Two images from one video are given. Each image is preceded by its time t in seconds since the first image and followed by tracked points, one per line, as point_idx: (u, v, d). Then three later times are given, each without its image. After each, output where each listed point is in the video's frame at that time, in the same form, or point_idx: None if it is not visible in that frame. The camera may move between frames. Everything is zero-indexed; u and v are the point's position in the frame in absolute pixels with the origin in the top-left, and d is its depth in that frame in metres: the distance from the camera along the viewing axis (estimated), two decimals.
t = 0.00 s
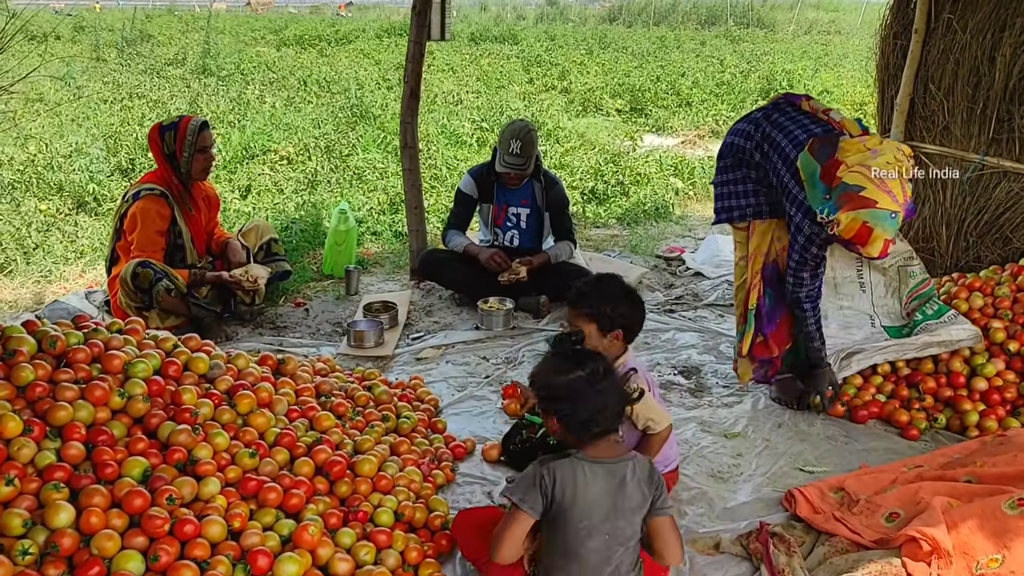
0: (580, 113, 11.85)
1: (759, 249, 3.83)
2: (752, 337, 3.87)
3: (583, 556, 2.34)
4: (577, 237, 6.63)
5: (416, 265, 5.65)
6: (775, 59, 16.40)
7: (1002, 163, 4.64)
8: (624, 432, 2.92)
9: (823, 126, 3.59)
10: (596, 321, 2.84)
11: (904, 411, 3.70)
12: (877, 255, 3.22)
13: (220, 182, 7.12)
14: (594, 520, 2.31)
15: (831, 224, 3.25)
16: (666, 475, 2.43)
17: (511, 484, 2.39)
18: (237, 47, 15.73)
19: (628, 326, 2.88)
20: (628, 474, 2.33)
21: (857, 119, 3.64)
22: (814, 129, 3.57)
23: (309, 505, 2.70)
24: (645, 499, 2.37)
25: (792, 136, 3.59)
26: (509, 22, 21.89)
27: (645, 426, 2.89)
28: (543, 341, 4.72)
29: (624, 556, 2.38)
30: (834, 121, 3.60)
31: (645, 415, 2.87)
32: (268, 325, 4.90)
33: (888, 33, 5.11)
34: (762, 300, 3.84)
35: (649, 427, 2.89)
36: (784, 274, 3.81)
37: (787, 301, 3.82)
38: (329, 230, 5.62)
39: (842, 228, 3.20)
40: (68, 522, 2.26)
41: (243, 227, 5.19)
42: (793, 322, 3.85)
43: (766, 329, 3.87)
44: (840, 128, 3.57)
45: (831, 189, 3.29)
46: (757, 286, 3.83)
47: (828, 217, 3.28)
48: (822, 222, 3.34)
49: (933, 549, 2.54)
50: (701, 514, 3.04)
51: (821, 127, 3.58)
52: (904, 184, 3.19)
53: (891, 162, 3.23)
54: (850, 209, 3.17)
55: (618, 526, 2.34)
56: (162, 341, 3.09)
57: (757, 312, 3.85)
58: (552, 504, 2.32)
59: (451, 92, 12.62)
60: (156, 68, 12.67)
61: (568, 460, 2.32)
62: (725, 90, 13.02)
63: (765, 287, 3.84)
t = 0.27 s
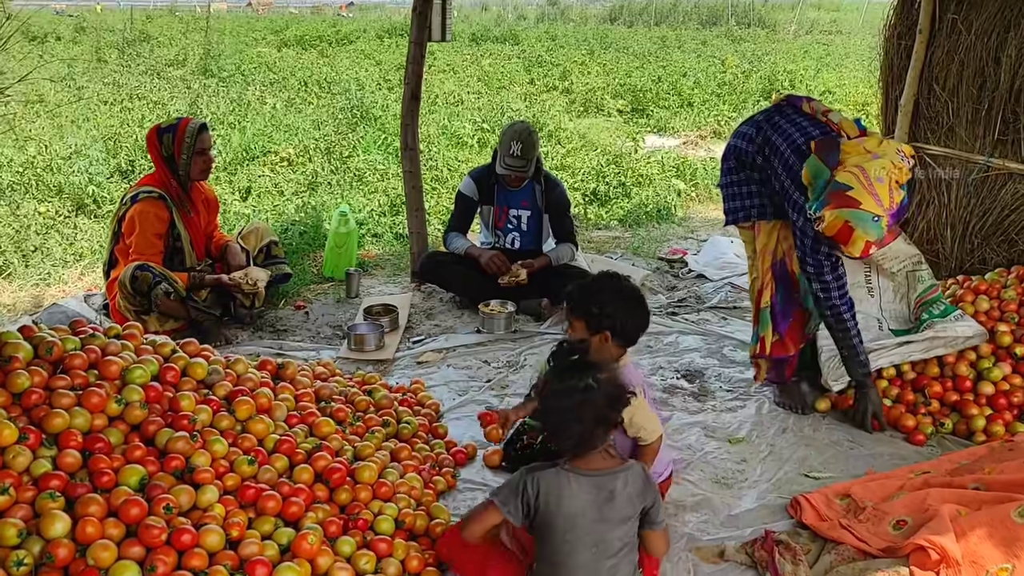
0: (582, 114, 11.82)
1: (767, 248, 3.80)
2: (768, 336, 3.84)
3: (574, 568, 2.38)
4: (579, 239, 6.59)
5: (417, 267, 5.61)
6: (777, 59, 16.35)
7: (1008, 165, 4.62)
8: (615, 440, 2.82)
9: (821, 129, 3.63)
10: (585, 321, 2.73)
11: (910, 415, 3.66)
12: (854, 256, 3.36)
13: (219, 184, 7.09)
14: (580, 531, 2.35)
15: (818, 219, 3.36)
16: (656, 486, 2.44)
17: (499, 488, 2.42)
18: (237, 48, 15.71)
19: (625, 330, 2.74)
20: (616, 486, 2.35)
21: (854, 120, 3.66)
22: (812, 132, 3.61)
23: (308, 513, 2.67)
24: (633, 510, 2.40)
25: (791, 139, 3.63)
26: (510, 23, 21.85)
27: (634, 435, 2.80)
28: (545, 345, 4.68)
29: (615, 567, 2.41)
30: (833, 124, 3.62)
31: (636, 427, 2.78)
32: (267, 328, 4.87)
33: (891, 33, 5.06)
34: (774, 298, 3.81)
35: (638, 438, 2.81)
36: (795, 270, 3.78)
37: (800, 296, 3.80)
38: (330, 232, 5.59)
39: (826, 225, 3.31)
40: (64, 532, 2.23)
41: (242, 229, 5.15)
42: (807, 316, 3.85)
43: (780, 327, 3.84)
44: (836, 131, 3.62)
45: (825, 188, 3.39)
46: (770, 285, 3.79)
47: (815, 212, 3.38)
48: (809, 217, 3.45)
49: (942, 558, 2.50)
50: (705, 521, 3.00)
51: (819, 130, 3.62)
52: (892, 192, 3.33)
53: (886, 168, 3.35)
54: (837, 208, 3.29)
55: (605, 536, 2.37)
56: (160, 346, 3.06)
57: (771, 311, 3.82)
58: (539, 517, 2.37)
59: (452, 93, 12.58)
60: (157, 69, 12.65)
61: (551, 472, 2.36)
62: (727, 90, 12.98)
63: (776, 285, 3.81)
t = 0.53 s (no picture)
0: (583, 114, 11.76)
1: (777, 245, 3.74)
2: (778, 333, 3.77)
3: None
4: (581, 240, 6.53)
5: (418, 270, 5.56)
6: (779, 59, 16.28)
7: (1017, 167, 4.56)
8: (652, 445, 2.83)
9: (826, 124, 3.57)
10: (627, 336, 2.65)
11: (919, 421, 3.60)
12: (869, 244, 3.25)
13: (219, 185, 7.04)
14: (580, 539, 2.35)
15: (828, 208, 3.28)
16: (655, 489, 2.43)
17: (498, 504, 2.45)
18: (238, 48, 15.67)
19: (664, 340, 2.67)
20: (613, 490, 2.36)
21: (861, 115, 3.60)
22: (818, 128, 3.56)
23: (307, 524, 2.62)
24: (633, 515, 2.39)
25: (797, 136, 3.59)
26: (511, 22, 21.80)
27: (672, 447, 2.80)
28: (547, 349, 4.63)
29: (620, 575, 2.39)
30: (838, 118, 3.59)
31: (676, 439, 2.79)
32: (267, 332, 4.81)
33: (897, 32, 4.99)
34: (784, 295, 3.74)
35: (675, 451, 2.80)
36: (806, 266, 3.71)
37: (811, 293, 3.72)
38: (330, 235, 5.54)
39: (836, 213, 3.23)
40: (55, 545, 2.19)
41: (243, 232, 5.09)
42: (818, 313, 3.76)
43: (789, 324, 3.76)
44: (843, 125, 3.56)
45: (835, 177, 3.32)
46: (779, 281, 3.72)
47: (825, 201, 3.31)
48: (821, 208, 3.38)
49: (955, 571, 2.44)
50: (711, 531, 2.94)
51: (825, 124, 3.58)
52: (903, 178, 3.21)
53: (896, 155, 3.25)
54: (846, 194, 3.21)
55: (606, 542, 2.36)
56: (157, 352, 3.00)
57: (781, 307, 3.74)
58: (538, 526, 2.37)
59: (453, 93, 12.52)
60: (157, 69, 12.60)
61: (546, 481, 2.37)
62: (729, 90, 12.92)
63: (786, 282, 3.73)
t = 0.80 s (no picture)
0: (585, 113, 11.70)
1: (781, 240, 3.70)
2: (775, 327, 3.76)
3: None
4: (584, 241, 6.47)
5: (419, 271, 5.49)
6: (782, 58, 16.20)
7: None
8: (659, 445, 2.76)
9: (836, 115, 3.57)
10: (654, 333, 2.59)
11: (930, 426, 3.53)
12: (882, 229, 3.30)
13: (218, 185, 6.98)
14: (587, 545, 2.29)
15: (842, 195, 3.30)
16: (666, 497, 2.37)
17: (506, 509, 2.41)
18: (239, 47, 15.61)
19: (687, 338, 2.63)
20: (620, 495, 2.30)
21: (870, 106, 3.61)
22: (829, 119, 3.54)
23: (306, 533, 2.56)
24: (642, 521, 2.33)
25: (807, 127, 3.54)
26: (512, 21, 21.73)
27: (679, 450, 2.72)
28: (551, 352, 4.56)
29: None
30: (846, 109, 3.59)
31: (683, 442, 2.71)
32: (266, 334, 4.75)
33: (905, 30, 4.91)
34: (785, 290, 3.73)
35: (681, 455, 2.73)
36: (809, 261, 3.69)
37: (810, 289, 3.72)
38: (330, 235, 5.48)
39: (851, 200, 3.25)
40: (47, 557, 2.13)
41: (242, 233, 5.02)
42: (815, 309, 3.76)
43: (787, 319, 3.76)
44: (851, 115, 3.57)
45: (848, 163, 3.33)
46: (780, 275, 3.71)
47: (839, 188, 3.32)
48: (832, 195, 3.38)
49: None
50: (720, 539, 2.88)
51: (834, 117, 3.55)
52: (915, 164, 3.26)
53: (908, 142, 3.28)
54: (860, 181, 3.23)
55: (613, 549, 2.30)
56: (152, 357, 2.94)
57: (779, 301, 3.73)
58: (544, 531, 2.33)
59: (454, 92, 12.46)
60: (157, 68, 12.54)
61: (553, 485, 2.32)
62: (732, 89, 12.84)
63: (788, 278, 3.72)
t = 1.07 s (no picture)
0: (587, 113, 11.62)
1: (790, 240, 3.67)
2: (775, 327, 3.74)
3: None
4: (587, 242, 6.39)
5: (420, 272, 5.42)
6: (785, 58, 16.13)
7: None
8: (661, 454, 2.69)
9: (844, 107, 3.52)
10: (639, 335, 2.53)
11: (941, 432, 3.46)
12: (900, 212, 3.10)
13: (217, 185, 6.91)
14: (592, 558, 2.23)
15: (855, 177, 3.16)
16: (674, 509, 2.30)
17: (512, 522, 2.37)
18: (239, 47, 15.55)
19: (676, 338, 2.57)
20: (627, 507, 2.23)
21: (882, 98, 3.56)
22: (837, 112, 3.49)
23: (303, 545, 2.50)
24: (649, 534, 2.26)
25: (817, 121, 3.50)
26: (513, 21, 21.66)
27: (682, 453, 2.67)
28: (553, 355, 4.49)
29: None
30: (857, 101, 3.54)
31: (686, 444, 2.65)
32: (264, 337, 4.67)
33: (912, 29, 4.83)
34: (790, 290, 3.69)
35: (685, 457, 2.67)
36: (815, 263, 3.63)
37: (816, 291, 3.66)
38: (330, 236, 5.41)
39: (865, 181, 3.09)
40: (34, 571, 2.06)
41: (240, 234, 4.95)
42: (821, 312, 3.70)
43: (790, 320, 3.72)
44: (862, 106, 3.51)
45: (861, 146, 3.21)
46: (784, 275, 3.67)
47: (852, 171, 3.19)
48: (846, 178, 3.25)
49: None
50: (728, 549, 2.81)
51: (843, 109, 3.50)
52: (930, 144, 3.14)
53: (921, 123, 3.19)
54: (874, 160, 3.08)
55: (619, 563, 2.24)
56: (146, 362, 2.87)
57: (781, 301, 3.70)
58: (549, 544, 2.26)
59: (455, 92, 12.39)
60: (157, 68, 12.48)
61: (557, 497, 2.26)
62: (734, 89, 12.77)
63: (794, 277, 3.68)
